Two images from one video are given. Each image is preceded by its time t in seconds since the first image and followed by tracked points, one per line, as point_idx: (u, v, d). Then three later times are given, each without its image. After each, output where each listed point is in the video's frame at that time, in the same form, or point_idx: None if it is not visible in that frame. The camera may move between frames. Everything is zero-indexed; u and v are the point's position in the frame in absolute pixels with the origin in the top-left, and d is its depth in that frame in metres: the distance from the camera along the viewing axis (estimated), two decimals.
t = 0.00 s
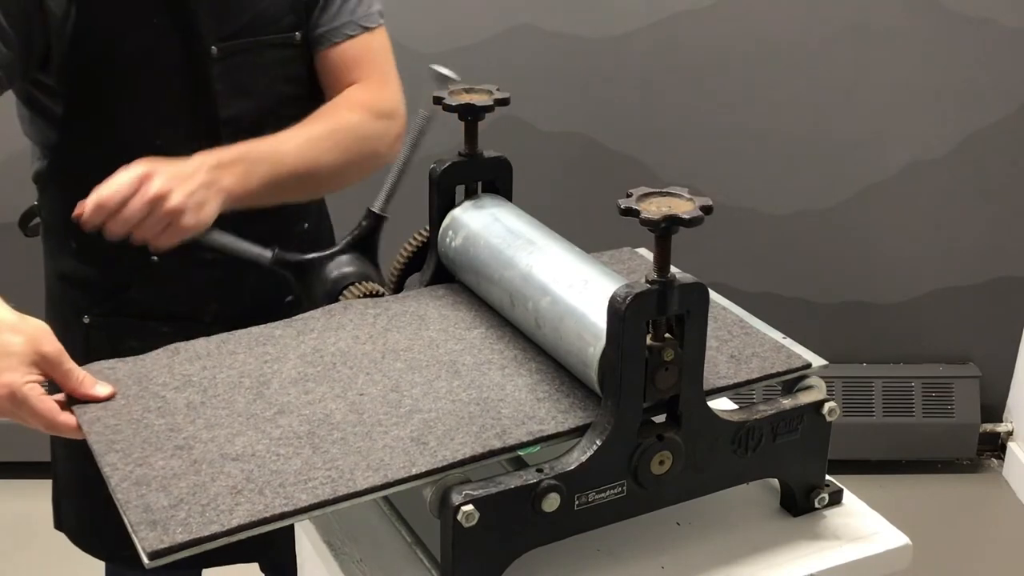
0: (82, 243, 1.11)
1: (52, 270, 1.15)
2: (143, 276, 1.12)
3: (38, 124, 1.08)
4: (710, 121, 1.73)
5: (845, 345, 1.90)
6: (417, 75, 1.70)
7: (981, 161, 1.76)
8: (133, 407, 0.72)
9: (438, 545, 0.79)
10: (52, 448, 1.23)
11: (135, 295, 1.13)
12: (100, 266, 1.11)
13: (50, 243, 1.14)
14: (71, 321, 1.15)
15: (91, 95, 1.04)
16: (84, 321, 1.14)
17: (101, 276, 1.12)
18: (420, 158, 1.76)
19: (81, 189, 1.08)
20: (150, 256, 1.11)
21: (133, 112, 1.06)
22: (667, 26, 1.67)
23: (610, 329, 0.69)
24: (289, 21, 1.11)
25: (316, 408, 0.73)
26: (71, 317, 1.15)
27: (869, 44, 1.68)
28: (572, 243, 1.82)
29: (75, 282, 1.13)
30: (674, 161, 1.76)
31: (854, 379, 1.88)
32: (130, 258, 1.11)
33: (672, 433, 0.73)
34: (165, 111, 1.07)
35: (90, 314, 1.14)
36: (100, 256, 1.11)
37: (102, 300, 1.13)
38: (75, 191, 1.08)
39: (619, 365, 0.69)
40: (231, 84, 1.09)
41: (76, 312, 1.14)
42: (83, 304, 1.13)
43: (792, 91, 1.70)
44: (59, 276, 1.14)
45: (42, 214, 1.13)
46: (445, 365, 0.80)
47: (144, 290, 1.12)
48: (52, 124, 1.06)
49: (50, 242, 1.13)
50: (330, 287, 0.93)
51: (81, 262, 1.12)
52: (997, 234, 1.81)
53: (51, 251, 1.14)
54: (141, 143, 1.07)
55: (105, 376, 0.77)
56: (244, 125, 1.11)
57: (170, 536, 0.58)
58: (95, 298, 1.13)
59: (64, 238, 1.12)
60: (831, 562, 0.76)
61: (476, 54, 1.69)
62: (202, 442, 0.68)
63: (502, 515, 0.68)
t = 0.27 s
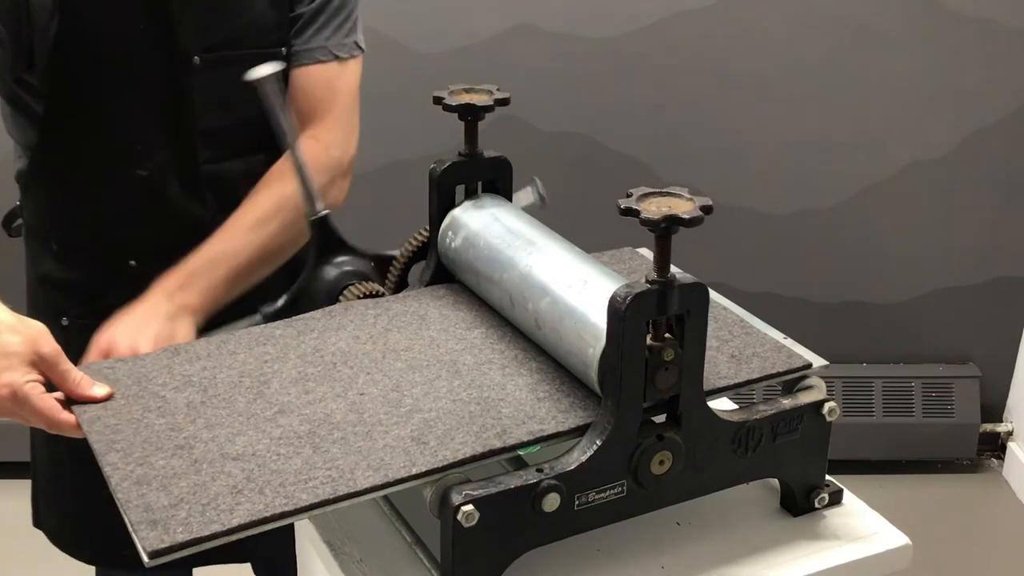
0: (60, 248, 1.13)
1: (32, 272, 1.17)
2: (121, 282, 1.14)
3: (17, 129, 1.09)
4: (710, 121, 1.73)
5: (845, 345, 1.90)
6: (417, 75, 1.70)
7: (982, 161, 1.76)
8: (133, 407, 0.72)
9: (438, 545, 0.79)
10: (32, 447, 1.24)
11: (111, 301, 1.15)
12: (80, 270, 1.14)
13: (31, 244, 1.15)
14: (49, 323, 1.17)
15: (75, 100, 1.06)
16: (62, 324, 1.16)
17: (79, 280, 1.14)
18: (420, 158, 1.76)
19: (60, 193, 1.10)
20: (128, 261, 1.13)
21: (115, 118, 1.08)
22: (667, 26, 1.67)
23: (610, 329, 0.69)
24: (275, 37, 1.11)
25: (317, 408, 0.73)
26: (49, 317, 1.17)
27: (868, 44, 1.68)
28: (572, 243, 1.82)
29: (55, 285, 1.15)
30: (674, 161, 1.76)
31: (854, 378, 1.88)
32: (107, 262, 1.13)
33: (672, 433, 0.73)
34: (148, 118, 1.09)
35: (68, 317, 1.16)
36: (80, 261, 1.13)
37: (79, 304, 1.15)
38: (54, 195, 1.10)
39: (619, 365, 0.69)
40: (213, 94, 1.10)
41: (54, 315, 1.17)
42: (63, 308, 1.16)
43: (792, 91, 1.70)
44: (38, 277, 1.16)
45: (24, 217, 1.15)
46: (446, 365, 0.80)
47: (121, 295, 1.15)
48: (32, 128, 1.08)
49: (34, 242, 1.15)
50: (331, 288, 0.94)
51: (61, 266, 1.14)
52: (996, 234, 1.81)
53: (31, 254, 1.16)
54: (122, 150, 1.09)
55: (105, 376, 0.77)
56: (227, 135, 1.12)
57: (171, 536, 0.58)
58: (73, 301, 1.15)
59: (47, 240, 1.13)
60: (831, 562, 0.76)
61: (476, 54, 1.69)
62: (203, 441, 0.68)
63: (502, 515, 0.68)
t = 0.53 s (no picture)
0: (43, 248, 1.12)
1: (15, 270, 1.16)
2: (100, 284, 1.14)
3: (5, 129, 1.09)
4: (710, 121, 1.73)
5: (846, 345, 1.90)
6: (417, 75, 1.70)
7: (982, 161, 1.76)
8: (133, 406, 0.72)
9: (438, 544, 0.79)
10: (9, 446, 1.23)
11: (92, 303, 1.15)
12: (61, 271, 1.13)
13: (15, 244, 1.15)
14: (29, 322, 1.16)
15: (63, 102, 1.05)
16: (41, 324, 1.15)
17: (59, 281, 1.13)
18: (421, 158, 1.76)
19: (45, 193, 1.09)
20: (110, 263, 1.12)
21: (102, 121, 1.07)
22: (667, 26, 1.67)
23: (610, 329, 0.69)
24: (273, 48, 1.11)
25: (317, 408, 0.73)
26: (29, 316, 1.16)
27: (869, 44, 1.68)
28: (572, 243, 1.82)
29: (37, 284, 1.14)
30: (674, 161, 1.76)
31: (854, 378, 1.88)
32: (87, 265, 1.12)
33: (672, 433, 0.73)
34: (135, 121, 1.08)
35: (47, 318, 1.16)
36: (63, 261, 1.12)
37: (60, 304, 1.15)
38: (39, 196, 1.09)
39: (619, 365, 0.69)
40: (204, 100, 1.10)
41: (34, 315, 1.16)
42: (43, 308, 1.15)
43: (792, 91, 1.70)
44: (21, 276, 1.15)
45: (10, 214, 1.14)
46: (446, 365, 0.80)
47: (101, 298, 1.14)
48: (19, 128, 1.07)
49: (20, 243, 1.14)
50: (328, 288, 0.93)
51: (43, 266, 1.13)
52: (996, 234, 1.81)
53: (15, 251, 1.15)
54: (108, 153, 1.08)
55: (104, 376, 0.77)
56: (214, 141, 1.12)
57: (170, 535, 0.58)
58: (54, 301, 1.14)
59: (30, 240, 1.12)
60: (830, 562, 0.76)
61: (476, 54, 1.69)
62: (203, 441, 0.68)
63: (501, 514, 0.68)
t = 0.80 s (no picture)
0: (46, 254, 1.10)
1: (19, 279, 1.14)
2: (106, 288, 1.11)
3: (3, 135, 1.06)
4: (710, 121, 1.73)
5: (846, 345, 1.90)
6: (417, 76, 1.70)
7: (981, 161, 1.76)
8: (133, 407, 0.72)
9: (438, 545, 0.79)
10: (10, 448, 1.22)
11: (99, 305, 1.12)
12: (66, 276, 1.10)
13: (16, 252, 1.12)
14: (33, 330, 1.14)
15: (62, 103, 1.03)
16: (45, 332, 1.13)
17: (64, 286, 1.11)
18: (420, 158, 1.76)
19: (48, 198, 1.07)
20: (115, 266, 1.10)
21: (103, 121, 1.04)
22: (666, 26, 1.67)
23: (610, 329, 0.69)
24: (271, 39, 1.11)
25: (316, 408, 0.73)
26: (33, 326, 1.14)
27: (868, 44, 1.68)
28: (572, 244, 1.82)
29: (41, 291, 1.12)
30: (674, 161, 1.76)
31: (854, 378, 1.88)
32: (92, 268, 1.10)
33: (672, 433, 0.73)
34: (138, 119, 1.06)
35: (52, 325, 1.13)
36: (67, 265, 1.10)
37: (64, 311, 1.12)
38: (41, 202, 1.07)
39: (619, 365, 0.69)
40: (206, 97, 1.09)
41: (39, 323, 1.13)
42: (48, 315, 1.13)
43: (792, 91, 1.70)
44: (25, 284, 1.13)
45: (11, 222, 1.11)
46: (445, 364, 0.80)
47: (107, 302, 1.12)
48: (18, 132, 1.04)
49: (20, 250, 1.12)
50: (328, 288, 0.93)
51: (48, 273, 1.11)
52: (996, 234, 1.80)
53: (17, 260, 1.13)
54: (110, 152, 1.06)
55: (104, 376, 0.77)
56: (220, 136, 1.10)
57: (170, 535, 0.58)
58: (58, 308, 1.12)
59: (32, 247, 1.10)
60: (830, 562, 0.76)
61: (476, 54, 1.69)
62: (202, 441, 0.68)
63: (501, 515, 0.68)
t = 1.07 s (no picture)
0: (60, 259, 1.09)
1: (27, 282, 1.13)
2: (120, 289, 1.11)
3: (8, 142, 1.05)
4: (710, 121, 1.73)
5: (846, 345, 1.90)
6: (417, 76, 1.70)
7: (981, 161, 1.76)
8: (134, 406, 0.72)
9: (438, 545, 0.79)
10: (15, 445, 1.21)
11: (117, 304, 1.12)
12: (78, 278, 1.10)
13: (25, 258, 1.12)
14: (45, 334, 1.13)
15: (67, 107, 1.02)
16: (60, 336, 1.13)
17: (77, 289, 1.11)
18: (420, 158, 1.76)
19: (56, 202, 1.06)
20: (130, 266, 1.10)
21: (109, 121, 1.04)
22: (666, 26, 1.67)
23: (610, 329, 0.69)
24: (268, 27, 1.11)
25: (317, 408, 0.73)
26: (46, 331, 1.13)
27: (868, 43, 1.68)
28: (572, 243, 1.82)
29: (53, 295, 1.12)
30: (674, 162, 1.76)
31: (854, 378, 1.88)
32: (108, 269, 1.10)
33: (672, 433, 0.73)
34: (144, 117, 1.06)
35: (66, 328, 1.13)
36: (80, 267, 1.09)
37: (77, 313, 1.12)
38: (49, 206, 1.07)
39: (619, 365, 0.69)
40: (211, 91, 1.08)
41: (51, 327, 1.13)
42: (61, 319, 1.12)
43: (792, 91, 1.70)
44: (36, 289, 1.12)
45: (17, 228, 1.11)
46: (445, 364, 0.80)
47: (123, 302, 1.12)
48: (26, 139, 1.03)
49: (28, 255, 1.11)
50: (329, 288, 0.93)
51: (59, 276, 1.10)
52: (996, 234, 1.80)
53: (24, 266, 1.12)
54: (119, 154, 1.06)
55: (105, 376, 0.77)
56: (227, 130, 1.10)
57: (170, 535, 0.58)
58: (71, 311, 1.12)
59: (43, 252, 1.10)
60: (830, 562, 0.76)
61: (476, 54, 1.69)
62: (203, 441, 0.68)
63: (501, 515, 0.68)
